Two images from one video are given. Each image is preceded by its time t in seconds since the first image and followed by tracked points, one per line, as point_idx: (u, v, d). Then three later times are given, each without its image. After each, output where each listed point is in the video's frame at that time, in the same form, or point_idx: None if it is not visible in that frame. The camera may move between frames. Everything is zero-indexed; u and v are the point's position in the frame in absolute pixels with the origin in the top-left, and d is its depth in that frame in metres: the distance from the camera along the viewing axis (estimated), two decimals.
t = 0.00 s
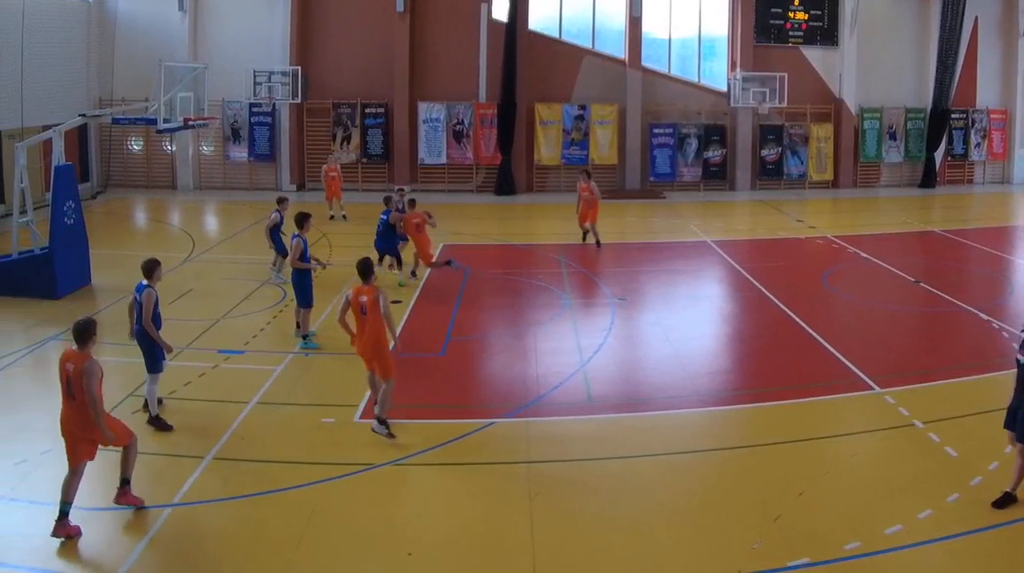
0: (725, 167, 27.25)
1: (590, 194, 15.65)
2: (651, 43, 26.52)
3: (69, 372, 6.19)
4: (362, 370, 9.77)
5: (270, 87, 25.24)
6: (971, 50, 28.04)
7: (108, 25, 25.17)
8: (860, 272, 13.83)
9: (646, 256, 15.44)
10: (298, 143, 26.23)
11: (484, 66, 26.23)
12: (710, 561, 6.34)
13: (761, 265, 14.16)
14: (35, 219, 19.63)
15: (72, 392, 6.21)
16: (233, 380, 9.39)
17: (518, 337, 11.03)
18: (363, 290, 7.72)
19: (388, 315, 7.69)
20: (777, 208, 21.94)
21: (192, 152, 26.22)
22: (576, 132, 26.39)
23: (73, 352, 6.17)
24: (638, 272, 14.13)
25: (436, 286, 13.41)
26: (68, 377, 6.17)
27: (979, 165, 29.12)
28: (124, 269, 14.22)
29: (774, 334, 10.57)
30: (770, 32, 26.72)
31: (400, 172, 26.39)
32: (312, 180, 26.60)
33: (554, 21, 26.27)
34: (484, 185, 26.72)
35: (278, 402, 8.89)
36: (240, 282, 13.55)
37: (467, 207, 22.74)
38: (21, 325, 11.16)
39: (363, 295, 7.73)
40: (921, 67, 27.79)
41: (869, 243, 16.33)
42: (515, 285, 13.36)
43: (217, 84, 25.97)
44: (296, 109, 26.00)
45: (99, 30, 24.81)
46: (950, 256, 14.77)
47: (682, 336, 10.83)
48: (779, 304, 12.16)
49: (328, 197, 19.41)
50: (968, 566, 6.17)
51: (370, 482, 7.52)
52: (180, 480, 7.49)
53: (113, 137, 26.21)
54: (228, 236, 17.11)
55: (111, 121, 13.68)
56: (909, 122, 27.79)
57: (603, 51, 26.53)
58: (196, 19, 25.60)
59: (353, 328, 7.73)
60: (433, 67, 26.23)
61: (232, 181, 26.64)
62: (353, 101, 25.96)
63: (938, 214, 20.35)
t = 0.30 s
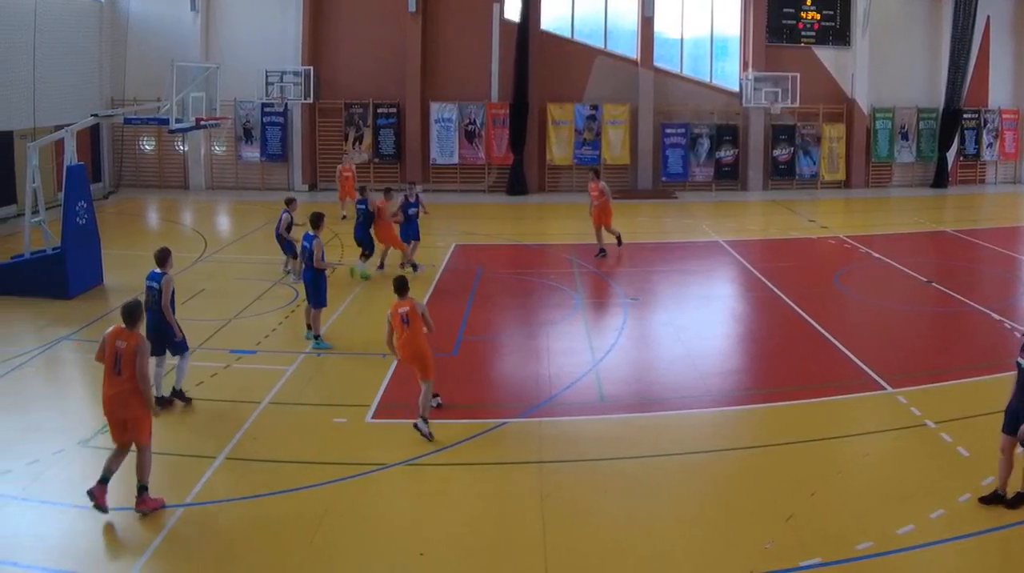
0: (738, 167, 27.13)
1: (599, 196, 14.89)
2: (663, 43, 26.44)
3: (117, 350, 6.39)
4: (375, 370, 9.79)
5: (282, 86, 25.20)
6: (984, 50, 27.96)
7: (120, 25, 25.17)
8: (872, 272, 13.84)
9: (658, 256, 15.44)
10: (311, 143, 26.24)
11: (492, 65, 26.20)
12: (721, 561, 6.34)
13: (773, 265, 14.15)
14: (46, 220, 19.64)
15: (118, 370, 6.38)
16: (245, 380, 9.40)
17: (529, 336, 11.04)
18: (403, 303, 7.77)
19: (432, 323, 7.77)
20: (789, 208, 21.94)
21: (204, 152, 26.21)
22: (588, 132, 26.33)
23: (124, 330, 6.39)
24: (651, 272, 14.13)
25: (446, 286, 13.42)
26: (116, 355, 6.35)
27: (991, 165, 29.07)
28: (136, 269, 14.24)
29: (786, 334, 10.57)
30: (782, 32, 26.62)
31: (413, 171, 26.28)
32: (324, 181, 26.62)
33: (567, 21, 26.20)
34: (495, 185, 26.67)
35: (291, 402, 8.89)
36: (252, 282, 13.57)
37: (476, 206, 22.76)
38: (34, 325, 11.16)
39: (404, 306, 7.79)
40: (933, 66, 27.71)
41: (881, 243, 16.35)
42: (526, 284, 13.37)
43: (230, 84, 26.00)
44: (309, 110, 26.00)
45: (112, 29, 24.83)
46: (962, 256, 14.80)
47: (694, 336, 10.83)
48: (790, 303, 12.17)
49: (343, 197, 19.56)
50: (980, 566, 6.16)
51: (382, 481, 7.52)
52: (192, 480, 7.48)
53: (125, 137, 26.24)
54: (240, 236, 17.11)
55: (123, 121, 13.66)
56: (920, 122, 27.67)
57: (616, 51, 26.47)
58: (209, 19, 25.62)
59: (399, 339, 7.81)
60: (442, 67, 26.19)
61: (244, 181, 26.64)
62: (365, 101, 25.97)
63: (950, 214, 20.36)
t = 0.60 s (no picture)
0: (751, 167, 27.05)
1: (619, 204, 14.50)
2: (677, 43, 26.45)
3: (165, 336, 6.78)
4: (388, 370, 9.79)
5: (296, 86, 25.29)
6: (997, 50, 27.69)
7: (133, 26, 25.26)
8: (884, 272, 13.84)
9: (671, 256, 15.43)
10: (324, 143, 26.26)
11: (501, 66, 26.17)
12: (734, 561, 6.34)
13: (787, 265, 14.15)
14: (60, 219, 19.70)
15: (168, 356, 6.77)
16: (258, 380, 9.41)
17: (542, 337, 11.04)
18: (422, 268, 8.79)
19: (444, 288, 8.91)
20: (801, 208, 21.93)
21: (218, 152, 26.30)
22: (602, 132, 26.31)
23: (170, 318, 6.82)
24: (664, 273, 14.12)
25: (458, 286, 13.43)
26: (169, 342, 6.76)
27: (1004, 165, 28.83)
28: (149, 269, 14.28)
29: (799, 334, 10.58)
30: (795, 33, 26.58)
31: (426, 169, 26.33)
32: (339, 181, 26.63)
33: (580, 21, 26.21)
34: (509, 185, 26.63)
35: (304, 403, 8.90)
36: (264, 282, 13.58)
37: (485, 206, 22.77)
38: (48, 325, 11.18)
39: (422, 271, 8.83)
40: (946, 66, 27.53)
41: (894, 243, 16.35)
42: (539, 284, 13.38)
43: (243, 84, 26.09)
44: (321, 110, 26.02)
45: (125, 30, 24.90)
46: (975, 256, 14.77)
47: (708, 336, 10.83)
48: (803, 303, 12.17)
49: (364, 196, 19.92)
50: (994, 567, 6.16)
51: (395, 481, 7.52)
52: (205, 480, 7.49)
53: (139, 137, 26.35)
54: (253, 236, 17.13)
55: (137, 121, 13.66)
56: (934, 122, 27.51)
57: (629, 51, 26.44)
58: (222, 19, 25.69)
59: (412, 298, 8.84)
60: (451, 67, 26.19)
61: (257, 181, 26.69)
62: (378, 100, 25.96)
63: (963, 214, 20.35)
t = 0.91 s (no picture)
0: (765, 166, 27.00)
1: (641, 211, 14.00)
2: (691, 44, 26.34)
3: (202, 306, 7.38)
4: (401, 370, 9.79)
5: (309, 87, 25.41)
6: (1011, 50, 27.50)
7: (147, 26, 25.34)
8: (898, 272, 13.84)
9: (684, 256, 15.42)
10: (337, 143, 26.30)
11: (510, 66, 26.16)
12: (747, 561, 6.33)
13: (800, 265, 14.15)
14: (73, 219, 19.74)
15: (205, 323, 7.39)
16: (272, 380, 9.42)
17: (555, 337, 11.05)
18: (445, 253, 9.57)
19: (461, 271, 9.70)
20: (814, 208, 21.94)
21: (231, 152, 26.36)
22: (615, 132, 26.30)
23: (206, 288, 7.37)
24: (677, 273, 14.12)
25: (470, 286, 13.44)
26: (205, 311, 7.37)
27: (1017, 165, 28.68)
28: (162, 269, 14.31)
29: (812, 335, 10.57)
30: (808, 33, 26.52)
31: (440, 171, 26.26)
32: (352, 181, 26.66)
33: (593, 20, 26.14)
34: (522, 185, 26.64)
35: (318, 402, 8.90)
36: (276, 282, 13.59)
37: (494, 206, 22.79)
38: (61, 325, 11.19)
39: (444, 256, 9.60)
40: (959, 65, 27.47)
41: (907, 243, 16.35)
42: (552, 284, 13.38)
43: (256, 85, 26.17)
44: (334, 110, 26.03)
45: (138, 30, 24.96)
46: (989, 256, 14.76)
47: (722, 336, 10.84)
48: (816, 303, 12.17)
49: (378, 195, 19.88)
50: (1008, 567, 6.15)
51: (408, 481, 7.52)
52: (219, 480, 7.50)
53: (152, 137, 26.43)
54: (267, 236, 17.15)
55: (151, 121, 13.68)
56: (947, 122, 27.42)
57: (642, 51, 26.40)
58: (235, 20, 25.76)
59: (432, 280, 9.60)
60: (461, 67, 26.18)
61: (271, 181, 26.80)
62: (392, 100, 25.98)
63: (975, 214, 20.34)
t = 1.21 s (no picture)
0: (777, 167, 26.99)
1: (657, 207, 13.38)
2: (703, 44, 26.36)
3: (246, 310, 7.64)
4: (413, 370, 9.81)
5: (321, 87, 25.35)
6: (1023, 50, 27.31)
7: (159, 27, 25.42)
8: (910, 272, 13.85)
9: (696, 256, 15.44)
10: (350, 143, 26.31)
11: (518, 66, 26.17)
12: (759, 561, 6.33)
13: (812, 265, 14.16)
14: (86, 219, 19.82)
15: (247, 326, 7.67)
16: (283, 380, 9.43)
17: (567, 337, 11.06)
18: (462, 241, 10.05)
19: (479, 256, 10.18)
20: (827, 208, 21.95)
21: (243, 152, 26.44)
22: (628, 132, 26.30)
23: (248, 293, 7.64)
24: (689, 273, 14.15)
25: (482, 286, 13.46)
26: (248, 314, 7.64)
27: None
28: (173, 269, 14.35)
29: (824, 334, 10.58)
30: (821, 33, 26.47)
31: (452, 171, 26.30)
32: (364, 181, 26.71)
33: (606, 20, 26.17)
34: (535, 185, 26.66)
35: (331, 402, 8.92)
36: (287, 282, 13.62)
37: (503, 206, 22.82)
38: (73, 325, 11.22)
39: (461, 244, 10.08)
40: (971, 65, 27.37)
41: (919, 243, 16.35)
42: (564, 284, 13.40)
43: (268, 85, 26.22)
44: (346, 111, 26.07)
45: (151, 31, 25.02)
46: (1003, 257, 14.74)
47: (734, 336, 10.85)
48: (827, 303, 12.18)
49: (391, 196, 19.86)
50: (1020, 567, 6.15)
51: (420, 481, 7.52)
52: (232, 479, 7.50)
53: (165, 137, 26.54)
54: (279, 236, 17.18)
55: (163, 121, 13.65)
56: (959, 122, 27.33)
57: (654, 51, 26.38)
58: (247, 20, 25.81)
59: (453, 267, 10.04)
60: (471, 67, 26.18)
61: (283, 182, 26.82)
62: (404, 100, 26.01)
63: (987, 214, 20.33)
